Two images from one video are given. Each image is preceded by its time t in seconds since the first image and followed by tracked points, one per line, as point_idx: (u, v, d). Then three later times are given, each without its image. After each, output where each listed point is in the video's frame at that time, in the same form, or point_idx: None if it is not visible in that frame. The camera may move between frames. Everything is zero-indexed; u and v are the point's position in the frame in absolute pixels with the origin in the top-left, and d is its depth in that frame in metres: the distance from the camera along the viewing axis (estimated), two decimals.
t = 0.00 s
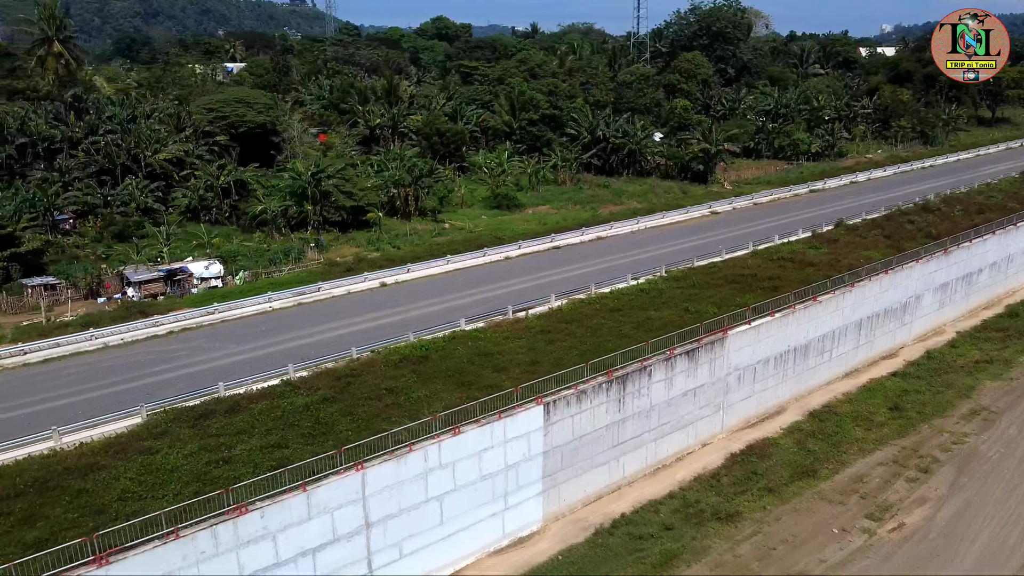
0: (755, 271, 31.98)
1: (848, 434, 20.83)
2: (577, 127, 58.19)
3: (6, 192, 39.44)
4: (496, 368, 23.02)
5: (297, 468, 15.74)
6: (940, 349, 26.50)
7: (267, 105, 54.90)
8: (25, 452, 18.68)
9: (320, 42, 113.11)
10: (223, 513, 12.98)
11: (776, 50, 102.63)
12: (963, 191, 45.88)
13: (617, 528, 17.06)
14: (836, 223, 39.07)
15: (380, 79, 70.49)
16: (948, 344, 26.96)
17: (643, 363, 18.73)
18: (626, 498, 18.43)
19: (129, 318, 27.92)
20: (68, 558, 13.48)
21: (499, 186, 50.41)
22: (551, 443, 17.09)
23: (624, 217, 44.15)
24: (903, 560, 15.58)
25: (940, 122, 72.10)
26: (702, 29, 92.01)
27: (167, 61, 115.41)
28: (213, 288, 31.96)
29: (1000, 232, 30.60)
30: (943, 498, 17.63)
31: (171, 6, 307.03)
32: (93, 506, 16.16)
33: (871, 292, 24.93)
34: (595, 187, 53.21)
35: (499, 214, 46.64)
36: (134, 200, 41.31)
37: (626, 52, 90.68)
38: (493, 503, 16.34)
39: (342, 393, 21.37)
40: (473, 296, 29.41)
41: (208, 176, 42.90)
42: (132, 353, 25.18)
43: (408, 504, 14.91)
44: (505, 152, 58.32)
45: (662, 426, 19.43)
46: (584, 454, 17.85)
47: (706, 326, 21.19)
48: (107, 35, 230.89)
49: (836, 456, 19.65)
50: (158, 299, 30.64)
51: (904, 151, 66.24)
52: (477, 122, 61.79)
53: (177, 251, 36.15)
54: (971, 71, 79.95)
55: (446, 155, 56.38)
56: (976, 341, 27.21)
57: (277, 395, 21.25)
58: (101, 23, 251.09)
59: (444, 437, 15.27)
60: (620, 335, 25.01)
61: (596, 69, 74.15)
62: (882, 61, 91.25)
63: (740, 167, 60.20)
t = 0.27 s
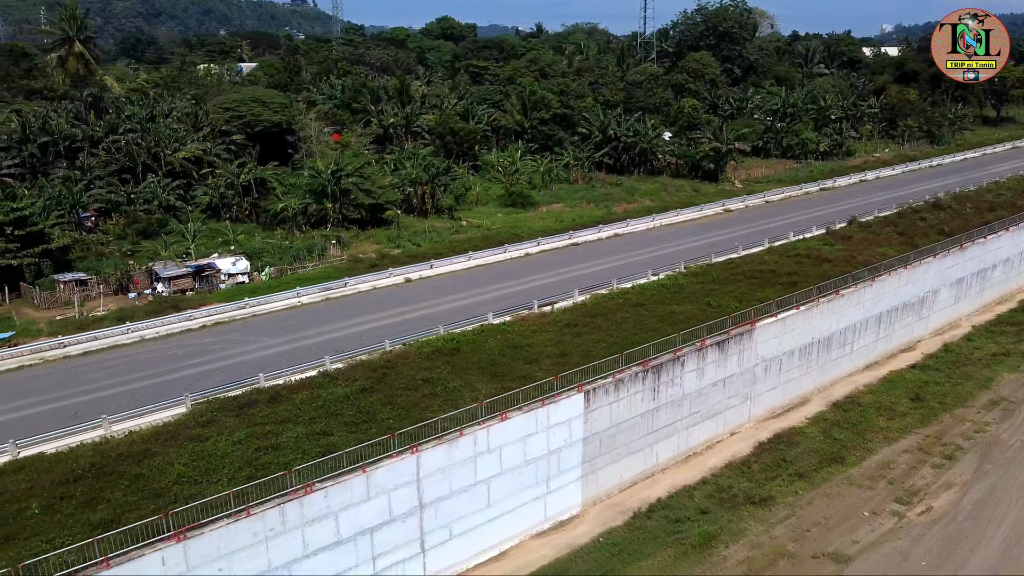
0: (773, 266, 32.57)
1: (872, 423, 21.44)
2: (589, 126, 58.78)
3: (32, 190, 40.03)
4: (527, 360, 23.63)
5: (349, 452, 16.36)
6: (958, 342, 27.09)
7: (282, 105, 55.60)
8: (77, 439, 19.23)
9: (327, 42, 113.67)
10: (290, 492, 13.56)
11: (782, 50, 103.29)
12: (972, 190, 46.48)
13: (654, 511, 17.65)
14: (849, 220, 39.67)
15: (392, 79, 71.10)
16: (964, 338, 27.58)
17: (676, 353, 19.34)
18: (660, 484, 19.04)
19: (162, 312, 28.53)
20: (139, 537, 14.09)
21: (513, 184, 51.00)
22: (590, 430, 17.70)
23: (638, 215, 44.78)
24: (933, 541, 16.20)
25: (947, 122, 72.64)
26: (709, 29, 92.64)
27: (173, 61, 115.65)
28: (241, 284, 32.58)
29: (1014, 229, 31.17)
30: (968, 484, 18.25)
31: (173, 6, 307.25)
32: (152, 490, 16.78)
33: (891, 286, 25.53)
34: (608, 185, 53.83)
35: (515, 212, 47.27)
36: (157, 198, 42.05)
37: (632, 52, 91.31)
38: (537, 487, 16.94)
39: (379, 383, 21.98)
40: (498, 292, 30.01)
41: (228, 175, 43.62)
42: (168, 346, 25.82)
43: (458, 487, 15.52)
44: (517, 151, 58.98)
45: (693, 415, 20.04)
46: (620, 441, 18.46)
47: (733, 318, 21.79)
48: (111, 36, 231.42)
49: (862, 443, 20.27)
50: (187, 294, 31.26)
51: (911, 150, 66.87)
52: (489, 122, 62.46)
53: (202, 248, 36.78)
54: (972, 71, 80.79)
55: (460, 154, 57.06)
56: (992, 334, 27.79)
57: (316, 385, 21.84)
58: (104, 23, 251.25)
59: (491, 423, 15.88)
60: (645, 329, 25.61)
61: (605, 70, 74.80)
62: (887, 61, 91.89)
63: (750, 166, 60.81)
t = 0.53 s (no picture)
0: (789, 262, 33.22)
1: (894, 412, 22.07)
2: (600, 126, 59.41)
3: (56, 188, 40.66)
4: (555, 352, 24.27)
5: (396, 438, 16.98)
6: (973, 336, 27.73)
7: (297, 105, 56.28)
8: (126, 427, 19.88)
9: (334, 42, 114.35)
10: (349, 473, 14.18)
11: (787, 50, 103.96)
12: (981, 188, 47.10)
13: (687, 496, 18.26)
14: (862, 217, 40.29)
15: (402, 78, 71.76)
16: (979, 331, 28.22)
17: (707, 344, 19.97)
18: (691, 470, 19.67)
19: (193, 306, 29.18)
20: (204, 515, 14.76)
21: (527, 182, 51.61)
22: (626, 417, 18.33)
23: (652, 213, 45.41)
24: (960, 523, 16.84)
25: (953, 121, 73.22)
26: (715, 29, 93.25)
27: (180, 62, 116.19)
28: (267, 280, 33.21)
29: None
30: (990, 470, 18.89)
31: (176, 6, 307.95)
32: (205, 474, 17.38)
33: (909, 281, 26.16)
34: (620, 184, 54.47)
35: (530, 210, 47.91)
36: (179, 196, 42.48)
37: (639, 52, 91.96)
38: (576, 472, 17.56)
39: (414, 373, 22.61)
40: (521, 287, 30.65)
41: (248, 174, 44.36)
42: (203, 339, 26.48)
43: (504, 470, 16.15)
44: (529, 150, 59.61)
45: (722, 404, 20.66)
46: (653, 428, 19.08)
47: (759, 311, 22.41)
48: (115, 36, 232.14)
49: (886, 431, 20.90)
50: (216, 289, 31.92)
51: (918, 149, 67.50)
52: (500, 121, 63.15)
53: (226, 245, 37.47)
54: (972, 71, 81.78)
55: (473, 152, 57.70)
56: (1007, 328, 28.42)
57: (353, 376, 22.47)
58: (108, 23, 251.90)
59: (535, 409, 16.51)
60: (669, 322, 26.25)
61: (613, 69, 75.43)
62: (892, 61, 92.54)
63: (759, 165, 61.46)
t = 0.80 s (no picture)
0: (805, 258, 33.87)
1: (914, 402, 22.71)
2: (610, 125, 60.01)
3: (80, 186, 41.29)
4: (582, 344, 24.92)
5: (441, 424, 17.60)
6: (987, 329, 28.38)
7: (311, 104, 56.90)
8: (172, 416, 20.52)
9: (341, 43, 114.99)
10: (404, 455, 14.82)
11: (792, 50, 104.57)
12: (990, 186, 47.75)
13: (718, 481, 18.92)
14: (873, 215, 40.93)
15: (413, 78, 72.41)
16: (993, 325, 28.87)
17: (735, 334, 20.61)
18: (720, 457, 20.32)
19: (224, 301, 29.85)
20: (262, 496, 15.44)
21: (540, 180, 52.22)
22: (659, 405, 18.97)
23: (666, 211, 46.07)
24: (983, 505, 17.55)
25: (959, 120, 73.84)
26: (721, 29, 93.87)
27: (185, 62, 116.55)
28: (293, 275, 33.84)
29: None
30: (1010, 456, 19.57)
31: (178, 6, 308.60)
32: (255, 460, 18.01)
33: (925, 275, 26.79)
34: (632, 182, 55.11)
35: (544, 208, 48.55)
36: (200, 193, 42.98)
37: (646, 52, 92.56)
38: (612, 457, 18.20)
39: (447, 365, 23.26)
40: (543, 282, 31.30)
41: (267, 172, 45.18)
42: (236, 332, 27.16)
43: (546, 454, 16.79)
44: (540, 148, 60.25)
45: (749, 393, 21.30)
46: (684, 416, 19.72)
47: (783, 303, 23.05)
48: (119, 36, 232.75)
49: (907, 420, 21.56)
50: (243, 285, 32.62)
51: (925, 148, 68.16)
52: (511, 120, 63.81)
53: (249, 241, 38.20)
54: (972, 71, 82.24)
55: (485, 151, 58.32)
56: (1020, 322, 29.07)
57: (388, 367, 23.11)
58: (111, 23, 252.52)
59: (575, 396, 17.14)
60: (691, 316, 26.89)
61: (621, 69, 76.03)
62: (897, 61, 93.18)
63: (768, 164, 62.11)
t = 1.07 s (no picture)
0: (820, 254, 34.53)
1: (932, 392, 23.37)
2: (620, 124, 60.60)
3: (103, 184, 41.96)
4: (608, 337, 25.57)
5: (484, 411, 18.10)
6: (1000, 323, 29.03)
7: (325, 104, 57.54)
8: (216, 404, 21.21)
9: (348, 43, 115.70)
10: (454, 438, 15.47)
11: (797, 50, 105.18)
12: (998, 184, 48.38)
13: (747, 467, 19.57)
14: (884, 213, 41.57)
15: (423, 78, 73.09)
16: (1006, 319, 29.53)
17: (761, 326, 21.26)
18: (746, 444, 20.99)
19: (254, 296, 30.53)
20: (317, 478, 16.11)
21: (552, 179, 52.83)
22: (690, 393, 19.62)
23: (679, 209, 46.74)
24: (1005, 490, 18.23)
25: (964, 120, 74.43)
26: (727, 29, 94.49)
27: (194, 62, 117.26)
28: (317, 271, 34.48)
29: None
30: None
31: (181, 6, 309.38)
32: (302, 446, 18.68)
33: (940, 270, 27.45)
34: (643, 181, 55.75)
35: (557, 206, 49.19)
36: (221, 191, 43.64)
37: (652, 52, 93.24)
38: (645, 443, 18.86)
39: (477, 356, 23.90)
40: (564, 278, 31.96)
41: (286, 171, 46.04)
42: (269, 326, 27.85)
43: (585, 439, 17.44)
44: (551, 148, 60.89)
45: (773, 383, 21.95)
46: (713, 404, 20.38)
47: (805, 297, 23.70)
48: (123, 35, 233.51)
49: (927, 409, 22.23)
50: (269, 280, 33.29)
51: (931, 147, 68.80)
52: (522, 120, 64.50)
53: (272, 238, 38.96)
54: (971, 71, 82.48)
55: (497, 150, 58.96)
56: None
57: (420, 358, 23.75)
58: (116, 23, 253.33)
59: (612, 383, 17.79)
60: (712, 310, 27.55)
61: (630, 69, 76.65)
62: (902, 61, 93.79)
63: (776, 163, 62.75)
